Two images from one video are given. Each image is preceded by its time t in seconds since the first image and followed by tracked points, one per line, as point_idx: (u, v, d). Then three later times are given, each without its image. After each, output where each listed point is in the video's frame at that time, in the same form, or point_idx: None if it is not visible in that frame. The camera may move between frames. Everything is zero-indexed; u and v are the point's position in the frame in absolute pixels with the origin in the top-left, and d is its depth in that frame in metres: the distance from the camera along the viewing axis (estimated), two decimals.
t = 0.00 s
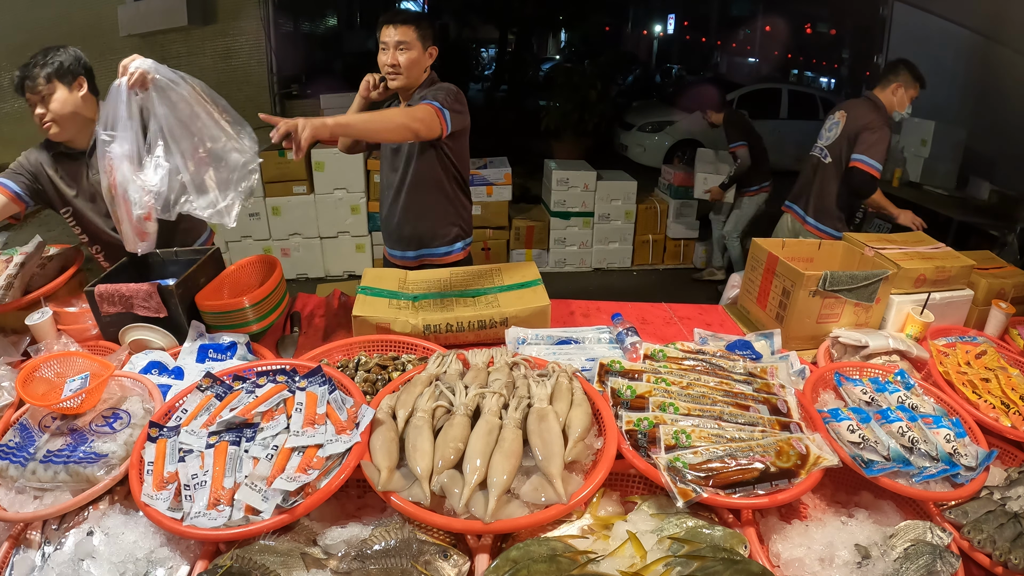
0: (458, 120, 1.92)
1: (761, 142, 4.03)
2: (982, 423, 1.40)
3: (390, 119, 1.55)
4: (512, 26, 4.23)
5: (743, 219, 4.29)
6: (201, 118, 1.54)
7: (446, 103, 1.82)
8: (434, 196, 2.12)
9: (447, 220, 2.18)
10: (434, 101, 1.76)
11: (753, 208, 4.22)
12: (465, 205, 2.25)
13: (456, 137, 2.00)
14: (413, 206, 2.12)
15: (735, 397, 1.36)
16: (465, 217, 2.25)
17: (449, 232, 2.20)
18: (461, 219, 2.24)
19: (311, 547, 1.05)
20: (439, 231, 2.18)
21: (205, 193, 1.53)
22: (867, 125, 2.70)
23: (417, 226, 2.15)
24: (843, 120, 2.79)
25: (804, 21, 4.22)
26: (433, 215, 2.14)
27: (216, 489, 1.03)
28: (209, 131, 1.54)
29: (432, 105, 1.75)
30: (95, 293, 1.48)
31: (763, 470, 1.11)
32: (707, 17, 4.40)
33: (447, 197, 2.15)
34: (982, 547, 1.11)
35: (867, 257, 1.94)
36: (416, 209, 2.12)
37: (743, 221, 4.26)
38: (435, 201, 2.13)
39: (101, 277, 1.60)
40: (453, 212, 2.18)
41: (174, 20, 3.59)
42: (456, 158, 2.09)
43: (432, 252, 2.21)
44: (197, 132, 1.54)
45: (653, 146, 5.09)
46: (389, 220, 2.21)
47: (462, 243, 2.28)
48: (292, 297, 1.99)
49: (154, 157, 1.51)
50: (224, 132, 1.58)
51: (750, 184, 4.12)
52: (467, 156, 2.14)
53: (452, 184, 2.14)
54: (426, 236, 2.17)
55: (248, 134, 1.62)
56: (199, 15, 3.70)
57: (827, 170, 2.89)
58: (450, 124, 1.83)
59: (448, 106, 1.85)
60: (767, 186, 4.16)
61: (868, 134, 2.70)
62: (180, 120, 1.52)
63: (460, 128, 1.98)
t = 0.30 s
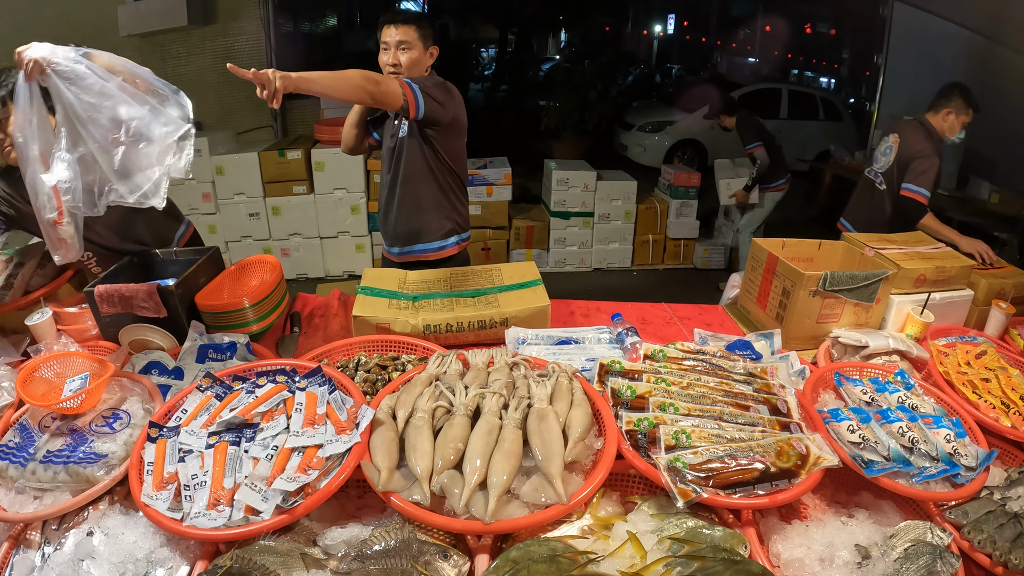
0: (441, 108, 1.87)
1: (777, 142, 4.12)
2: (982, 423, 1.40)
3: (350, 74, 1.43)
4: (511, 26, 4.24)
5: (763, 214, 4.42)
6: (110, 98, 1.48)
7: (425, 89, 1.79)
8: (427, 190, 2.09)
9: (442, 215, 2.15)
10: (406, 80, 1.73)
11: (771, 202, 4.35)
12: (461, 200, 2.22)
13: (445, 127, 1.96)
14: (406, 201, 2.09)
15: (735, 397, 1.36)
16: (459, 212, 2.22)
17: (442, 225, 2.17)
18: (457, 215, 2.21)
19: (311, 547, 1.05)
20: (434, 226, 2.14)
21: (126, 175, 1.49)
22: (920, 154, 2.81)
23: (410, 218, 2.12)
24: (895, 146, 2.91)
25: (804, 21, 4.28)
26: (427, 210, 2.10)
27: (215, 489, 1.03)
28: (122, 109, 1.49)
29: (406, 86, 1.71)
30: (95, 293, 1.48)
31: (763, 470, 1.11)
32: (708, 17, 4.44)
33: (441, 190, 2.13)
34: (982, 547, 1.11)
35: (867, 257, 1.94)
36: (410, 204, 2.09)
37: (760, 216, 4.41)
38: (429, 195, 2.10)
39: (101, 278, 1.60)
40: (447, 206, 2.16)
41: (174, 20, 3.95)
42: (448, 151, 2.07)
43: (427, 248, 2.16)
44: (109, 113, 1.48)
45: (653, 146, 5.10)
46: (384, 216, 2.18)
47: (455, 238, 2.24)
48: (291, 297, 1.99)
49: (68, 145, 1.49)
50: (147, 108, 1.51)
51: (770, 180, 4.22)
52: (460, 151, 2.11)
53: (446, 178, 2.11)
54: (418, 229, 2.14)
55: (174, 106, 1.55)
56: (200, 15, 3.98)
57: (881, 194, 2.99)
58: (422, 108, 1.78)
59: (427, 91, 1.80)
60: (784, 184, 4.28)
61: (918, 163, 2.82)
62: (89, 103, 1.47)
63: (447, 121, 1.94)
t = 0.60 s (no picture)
0: (438, 107, 1.87)
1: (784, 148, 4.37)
2: (982, 423, 1.40)
3: (345, 74, 1.43)
4: (512, 26, 4.25)
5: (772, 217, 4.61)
6: (35, 125, 1.03)
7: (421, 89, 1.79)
8: (425, 190, 2.08)
9: (439, 215, 2.14)
10: (403, 79, 1.73)
11: (783, 203, 4.52)
12: (459, 200, 2.21)
13: (442, 127, 1.96)
14: (404, 201, 2.08)
15: (735, 397, 1.36)
16: (457, 214, 2.22)
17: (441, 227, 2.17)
18: (455, 215, 2.20)
19: (311, 547, 1.05)
20: (432, 226, 2.14)
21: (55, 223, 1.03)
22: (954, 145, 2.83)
23: (408, 221, 2.11)
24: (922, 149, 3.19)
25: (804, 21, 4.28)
26: (425, 210, 2.10)
27: (216, 489, 1.03)
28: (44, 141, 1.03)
29: (402, 85, 1.71)
30: (95, 294, 1.48)
31: (763, 470, 1.11)
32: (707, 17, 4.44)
33: (438, 191, 2.12)
34: (982, 547, 1.11)
35: (867, 257, 1.94)
36: (409, 205, 2.09)
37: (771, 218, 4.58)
38: (427, 196, 2.10)
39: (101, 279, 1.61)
40: (444, 207, 2.15)
41: (174, 20, 3.96)
42: (445, 151, 2.07)
43: (425, 248, 2.15)
44: (30, 147, 1.02)
45: (653, 146, 5.09)
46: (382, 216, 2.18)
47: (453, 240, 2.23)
48: (291, 297, 1.99)
49: None
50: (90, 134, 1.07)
51: (783, 182, 4.40)
52: (458, 152, 2.11)
53: (444, 178, 2.11)
54: (416, 232, 2.13)
55: (124, 125, 1.09)
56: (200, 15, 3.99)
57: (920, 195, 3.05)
58: (418, 108, 1.78)
59: (423, 90, 1.80)
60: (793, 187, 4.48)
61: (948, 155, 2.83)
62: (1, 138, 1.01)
63: (444, 120, 1.94)
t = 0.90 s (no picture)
0: (437, 106, 1.87)
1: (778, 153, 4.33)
2: (982, 423, 1.39)
3: (345, 73, 1.43)
4: (512, 26, 4.25)
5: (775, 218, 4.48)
6: None
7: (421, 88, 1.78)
8: (425, 189, 2.08)
9: (439, 214, 2.14)
10: (402, 78, 1.73)
11: (787, 204, 4.41)
12: (459, 200, 2.21)
13: (442, 126, 1.96)
14: (405, 200, 2.08)
15: (735, 397, 1.36)
16: (457, 213, 2.21)
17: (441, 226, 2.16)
18: (455, 214, 2.20)
19: (311, 547, 1.05)
20: (432, 225, 2.13)
21: None
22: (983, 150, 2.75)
23: (408, 220, 2.11)
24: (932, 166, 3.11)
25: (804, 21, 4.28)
26: (425, 209, 2.10)
27: (216, 489, 1.03)
28: None
29: (401, 84, 1.71)
30: (95, 294, 1.48)
31: (764, 470, 1.11)
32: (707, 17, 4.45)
33: (439, 190, 2.12)
34: (982, 547, 1.11)
35: (867, 257, 1.94)
36: (409, 204, 2.08)
37: (773, 219, 4.46)
38: (427, 195, 2.10)
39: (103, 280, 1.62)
40: (445, 206, 2.15)
41: (174, 20, 3.96)
42: (445, 150, 2.06)
43: (425, 248, 2.15)
44: None
45: (654, 146, 5.04)
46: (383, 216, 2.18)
47: (454, 239, 2.23)
48: (291, 297, 1.99)
49: None
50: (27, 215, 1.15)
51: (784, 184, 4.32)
52: (458, 150, 2.11)
53: (444, 177, 2.11)
54: (417, 231, 2.12)
55: (63, 210, 1.17)
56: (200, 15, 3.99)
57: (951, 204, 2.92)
58: (418, 106, 1.78)
59: (422, 89, 1.80)
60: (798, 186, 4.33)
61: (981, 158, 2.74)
62: None
63: (444, 119, 1.94)
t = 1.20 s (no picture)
0: (435, 105, 1.86)
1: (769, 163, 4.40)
2: (982, 423, 1.40)
3: (344, 72, 1.43)
4: (512, 26, 4.25)
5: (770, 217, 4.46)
6: None
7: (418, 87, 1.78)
8: (425, 187, 2.08)
9: (439, 213, 2.14)
10: (399, 76, 1.73)
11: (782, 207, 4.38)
12: (459, 198, 2.21)
13: (440, 125, 1.96)
14: (404, 199, 2.08)
15: (735, 397, 1.36)
16: (457, 211, 2.21)
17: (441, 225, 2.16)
18: (455, 213, 2.20)
19: (311, 547, 1.05)
20: (432, 223, 2.13)
21: None
22: None
23: (408, 219, 2.10)
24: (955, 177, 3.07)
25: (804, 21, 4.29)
26: (425, 207, 2.09)
27: (215, 489, 1.03)
28: None
29: (398, 83, 1.71)
30: (97, 294, 1.50)
31: (763, 470, 1.11)
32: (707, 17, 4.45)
33: (438, 188, 2.12)
34: (982, 547, 1.11)
35: (867, 257, 1.94)
36: (408, 204, 2.08)
37: (766, 218, 4.43)
38: (427, 195, 2.09)
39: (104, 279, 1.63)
40: (445, 204, 2.15)
41: (175, 20, 3.96)
42: (444, 148, 2.06)
43: (425, 246, 2.15)
44: None
45: (653, 146, 5.04)
46: (383, 215, 2.18)
47: (455, 237, 2.23)
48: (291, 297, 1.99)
49: None
50: None
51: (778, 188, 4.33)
52: (457, 148, 2.11)
53: (443, 176, 2.11)
54: (417, 230, 2.12)
55: (10, 244, 1.34)
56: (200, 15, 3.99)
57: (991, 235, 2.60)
58: (415, 105, 1.78)
59: (419, 87, 1.80)
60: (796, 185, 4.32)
61: None
62: None
63: (442, 118, 1.93)
